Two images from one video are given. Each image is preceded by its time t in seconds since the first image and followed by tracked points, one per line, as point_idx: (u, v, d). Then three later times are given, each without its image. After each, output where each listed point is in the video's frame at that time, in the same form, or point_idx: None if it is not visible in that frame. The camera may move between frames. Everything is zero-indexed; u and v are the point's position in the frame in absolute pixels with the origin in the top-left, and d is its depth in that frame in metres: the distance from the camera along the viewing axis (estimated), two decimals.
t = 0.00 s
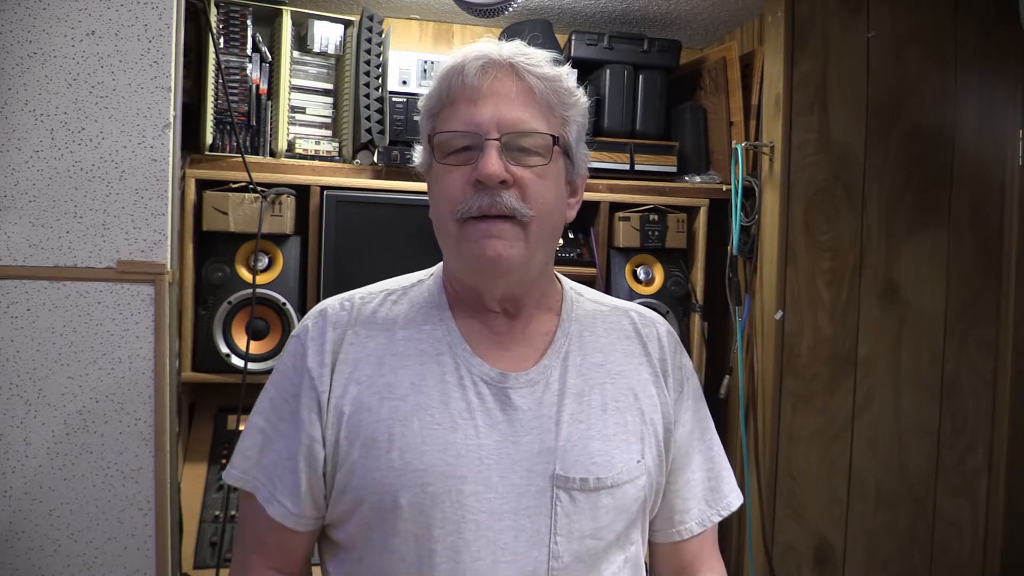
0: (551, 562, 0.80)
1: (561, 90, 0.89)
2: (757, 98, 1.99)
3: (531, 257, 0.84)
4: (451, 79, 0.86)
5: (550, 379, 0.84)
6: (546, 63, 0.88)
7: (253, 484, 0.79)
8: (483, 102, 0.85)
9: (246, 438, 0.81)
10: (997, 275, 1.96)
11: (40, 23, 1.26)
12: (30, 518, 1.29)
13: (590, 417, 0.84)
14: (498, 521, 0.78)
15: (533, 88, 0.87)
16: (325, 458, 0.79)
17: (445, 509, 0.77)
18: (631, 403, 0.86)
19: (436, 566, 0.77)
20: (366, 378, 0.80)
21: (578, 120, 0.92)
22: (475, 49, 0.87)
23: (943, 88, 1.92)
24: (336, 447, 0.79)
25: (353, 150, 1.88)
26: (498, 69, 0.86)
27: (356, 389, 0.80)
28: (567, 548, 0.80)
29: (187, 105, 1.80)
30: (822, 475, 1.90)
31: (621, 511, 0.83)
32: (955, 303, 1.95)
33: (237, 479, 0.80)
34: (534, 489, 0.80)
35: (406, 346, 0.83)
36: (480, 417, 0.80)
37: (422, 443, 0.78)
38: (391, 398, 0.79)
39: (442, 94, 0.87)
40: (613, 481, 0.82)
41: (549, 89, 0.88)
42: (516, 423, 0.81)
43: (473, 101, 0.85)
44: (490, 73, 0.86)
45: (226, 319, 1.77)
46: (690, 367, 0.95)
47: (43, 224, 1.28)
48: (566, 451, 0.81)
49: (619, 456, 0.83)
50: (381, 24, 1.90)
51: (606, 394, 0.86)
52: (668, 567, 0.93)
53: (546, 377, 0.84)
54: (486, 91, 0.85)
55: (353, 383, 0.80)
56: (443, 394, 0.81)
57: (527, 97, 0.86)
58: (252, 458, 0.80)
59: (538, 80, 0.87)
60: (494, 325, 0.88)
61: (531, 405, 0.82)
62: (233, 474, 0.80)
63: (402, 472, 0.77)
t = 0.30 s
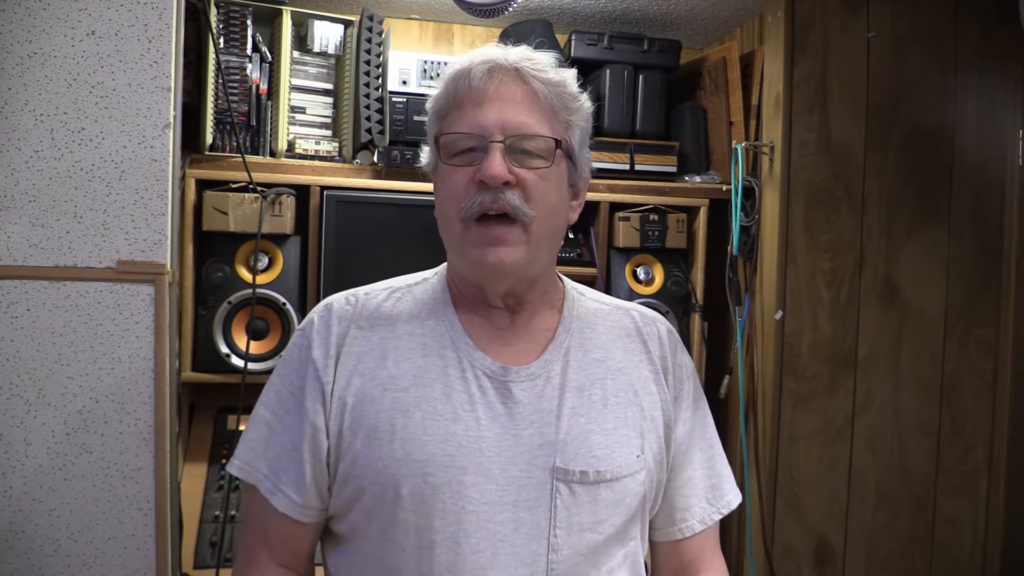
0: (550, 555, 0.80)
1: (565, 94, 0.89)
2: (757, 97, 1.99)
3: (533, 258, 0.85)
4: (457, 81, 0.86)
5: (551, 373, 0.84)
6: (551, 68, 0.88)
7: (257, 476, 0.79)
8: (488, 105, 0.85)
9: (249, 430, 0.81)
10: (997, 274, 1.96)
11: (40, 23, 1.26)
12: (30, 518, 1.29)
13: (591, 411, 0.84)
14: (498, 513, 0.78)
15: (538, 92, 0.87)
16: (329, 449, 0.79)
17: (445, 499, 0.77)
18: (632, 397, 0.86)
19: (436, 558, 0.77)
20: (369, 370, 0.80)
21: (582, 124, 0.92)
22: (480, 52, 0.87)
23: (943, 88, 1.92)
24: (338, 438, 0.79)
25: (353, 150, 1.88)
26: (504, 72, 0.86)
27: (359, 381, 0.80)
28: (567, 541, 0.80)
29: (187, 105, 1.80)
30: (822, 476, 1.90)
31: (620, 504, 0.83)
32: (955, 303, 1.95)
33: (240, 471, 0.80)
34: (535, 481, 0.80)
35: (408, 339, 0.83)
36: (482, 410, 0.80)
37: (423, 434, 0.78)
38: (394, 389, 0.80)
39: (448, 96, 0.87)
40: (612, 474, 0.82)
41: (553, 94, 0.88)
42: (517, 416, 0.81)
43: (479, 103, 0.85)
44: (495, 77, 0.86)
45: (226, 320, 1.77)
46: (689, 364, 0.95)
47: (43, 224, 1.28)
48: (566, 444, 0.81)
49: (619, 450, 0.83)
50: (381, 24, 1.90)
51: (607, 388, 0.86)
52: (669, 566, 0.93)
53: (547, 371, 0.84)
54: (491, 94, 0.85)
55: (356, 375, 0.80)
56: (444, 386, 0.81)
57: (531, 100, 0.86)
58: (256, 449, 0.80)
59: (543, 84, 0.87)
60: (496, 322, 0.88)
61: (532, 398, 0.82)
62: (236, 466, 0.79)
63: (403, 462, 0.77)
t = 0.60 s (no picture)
0: (551, 559, 0.79)
1: (566, 94, 0.89)
2: (757, 97, 1.99)
3: (532, 257, 0.84)
4: (458, 79, 0.86)
5: (551, 376, 0.84)
6: (552, 67, 0.88)
7: (256, 479, 0.79)
8: (489, 103, 0.85)
9: (248, 432, 0.81)
10: (998, 274, 1.96)
11: (40, 23, 1.26)
12: (30, 518, 1.29)
13: (591, 413, 0.84)
14: (499, 517, 0.78)
15: (539, 90, 0.87)
16: (327, 452, 0.79)
17: (446, 504, 0.77)
18: (632, 401, 0.86)
19: (437, 563, 0.77)
20: (367, 374, 0.80)
21: (582, 124, 0.92)
22: (482, 51, 0.87)
23: (943, 88, 1.92)
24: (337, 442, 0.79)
25: (353, 150, 1.88)
26: (505, 71, 0.86)
27: (358, 384, 0.80)
28: (567, 545, 0.80)
29: (187, 105, 1.80)
30: (822, 475, 1.90)
31: (620, 508, 0.83)
32: (955, 303, 1.95)
33: (239, 473, 0.80)
34: (535, 485, 0.80)
35: (407, 343, 0.83)
36: (482, 414, 0.80)
37: (423, 438, 0.78)
38: (393, 393, 0.79)
39: (448, 94, 0.87)
40: (613, 478, 0.82)
41: (554, 93, 0.88)
42: (518, 421, 0.81)
43: (479, 101, 0.85)
44: (496, 75, 0.86)
45: (226, 320, 1.77)
46: (690, 366, 0.95)
47: (43, 224, 1.28)
48: (567, 448, 0.81)
49: (620, 453, 0.83)
50: (381, 24, 1.90)
51: (607, 390, 0.86)
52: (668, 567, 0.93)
53: (547, 374, 0.84)
54: (492, 92, 0.85)
55: (355, 379, 0.80)
56: (444, 389, 0.80)
57: (533, 100, 0.86)
58: (254, 452, 0.80)
59: (544, 83, 0.87)
60: (495, 323, 0.88)
61: (532, 401, 0.82)
62: (235, 468, 0.80)
63: (403, 468, 0.77)
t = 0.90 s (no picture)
0: (528, 559, 0.79)
1: (542, 92, 0.89)
2: (757, 97, 1.99)
3: (504, 254, 0.84)
4: (434, 73, 0.86)
5: (523, 374, 0.84)
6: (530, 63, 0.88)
7: (232, 491, 0.80)
8: (465, 98, 0.84)
9: (222, 445, 0.81)
10: (997, 274, 1.96)
11: (40, 23, 1.26)
12: (30, 518, 1.29)
13: (562, 410, 0.83)
14: (474, 519, 0.78)
15: (516, 86, 0.87)
16: (299, 461, 0.79)
17: (419, 509, 0.76)
18: (606, 395, 0.86)
19: (412, 566, 0.76)
20: (335, 381, 0.80)
21: (557, 122, 0.92)
22: (459, 45, 0.86)
23: (943, 89, 1.92)
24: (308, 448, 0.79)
25: (353, 150, 1.88)
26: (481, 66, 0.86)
27: (327, 391, 0.79)
28: (545, 544, 0.79)
29: (187, 104, 1.80)
30: (822, 475, 1.90)
31: (598, 503, 0.82)
32: (954, 304, 1.95)
33: (216, 487, 0.81)
34: (509, 485, 0.79)
35: (376, 347, 0.82)
36: (452, 416, 0.80)
37: (394, 443, 0.77)
38: (362, 399, 0.79)
39: (424, 88, 0.87)
40: (588, 473, 0.81)
41: (530, 90, 0.87)
42: (485, 422, 0.80)
43: (456, 96, 0.85)
44: (473, 70, 0.85)
45: (226, 319, 1.77)
46: (665, 357, 0.94)
47: (43, 224, 1.28)
48: (540, 445, 0.81)
49: (594, 447, 0.82)
50: (381, 24, 1.90)
51: (579, 386, 0.85)
52: (652, 560, 0.93)
53: (518, 372, 0.84)
54: (469, 87, 0.85)
55: (324, 386, 0.80)
56: (413, 393, 0.80)
57: (508, 96, 0.86)
58: (229, 465, 0.81)
59: (521, 79, 0.87)
60: (466, 321, 0.87)
61: (503, 400, 0.82)
62: (211, 483, 0.81)
63: (375, 472, 0.76)
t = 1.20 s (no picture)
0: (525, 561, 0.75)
1: (536, 90, 0.84)
2: (757, 97, 1.99)
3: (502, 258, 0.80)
4: (423, 73, 0.81)
5: (519, 376, 0.79)
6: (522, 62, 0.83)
7: (222, 494, 0.72)
8: (457, 98, 0.79)
9: (211, 446, 0.74)
10: (997, 274, 1.95)
11: (40, 23, 1.26)
12: (30, 518, 1.29)
13: (560, 411, 0.79)
14: (472, 521, 0.73)
15: (509, 85, 0.81)
16: (299, 463, 0.73)
17: (419, 510, 0.71)
18: (603, 396, 0.82)
19: (410, 571, 0.72)
20: (333, 381, 0.74)
21: (552, 119, 0.87)
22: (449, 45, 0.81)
23: (943, 89, 1.92)
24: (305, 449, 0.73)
25: (353, 150, 1.88)
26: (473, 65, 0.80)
27: (326, 391, 0.74)
28: (542, 545, 0.76)
29: (187, 105, 1.80)
30: (822, 476, 1.90)
31: (595, 505, 0.79)
32: (954, 304, 1.95)
33: (202, 490, 0.72)
34: (507, 486, 0.75)
35: (375, 346, 0.77)
36: (451, 416, 0.75)
37: (393, 445, 0.72)
38: (361, 400, 0.74)
39: (413, 88, 0.81)
40: (585, 475, 0.78)
41: (522, 92, 0.82)
42: (481, 421, 0.76)
43: (446, 96, 0.79)
44: (464, 68, 0.80)
45: (226, 319, 1.77)
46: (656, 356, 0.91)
47: (43, 224, 1.28)
48: (537, 447, 0.77)
49: (593, 450, 0.79)
50: (381, 24, 1.90)
51: (576, 387, 0.82)
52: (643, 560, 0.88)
53: (515, 374, 0.79)
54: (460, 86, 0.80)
55: (321, 386, 0.74)
56: (412, 395, 0.75)
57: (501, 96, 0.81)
58: (219, 466, 0.73)
59: (513, 78, 0.82)
60: (462, 323, 0.82)
61: (500, 402, 0.77)
62: (198, 485, 0.72)
63: (374, 476, 0.71)
